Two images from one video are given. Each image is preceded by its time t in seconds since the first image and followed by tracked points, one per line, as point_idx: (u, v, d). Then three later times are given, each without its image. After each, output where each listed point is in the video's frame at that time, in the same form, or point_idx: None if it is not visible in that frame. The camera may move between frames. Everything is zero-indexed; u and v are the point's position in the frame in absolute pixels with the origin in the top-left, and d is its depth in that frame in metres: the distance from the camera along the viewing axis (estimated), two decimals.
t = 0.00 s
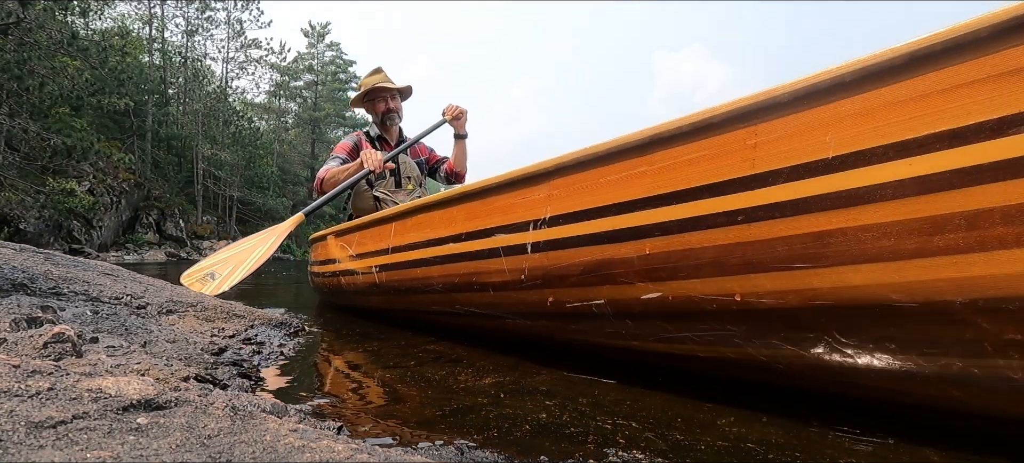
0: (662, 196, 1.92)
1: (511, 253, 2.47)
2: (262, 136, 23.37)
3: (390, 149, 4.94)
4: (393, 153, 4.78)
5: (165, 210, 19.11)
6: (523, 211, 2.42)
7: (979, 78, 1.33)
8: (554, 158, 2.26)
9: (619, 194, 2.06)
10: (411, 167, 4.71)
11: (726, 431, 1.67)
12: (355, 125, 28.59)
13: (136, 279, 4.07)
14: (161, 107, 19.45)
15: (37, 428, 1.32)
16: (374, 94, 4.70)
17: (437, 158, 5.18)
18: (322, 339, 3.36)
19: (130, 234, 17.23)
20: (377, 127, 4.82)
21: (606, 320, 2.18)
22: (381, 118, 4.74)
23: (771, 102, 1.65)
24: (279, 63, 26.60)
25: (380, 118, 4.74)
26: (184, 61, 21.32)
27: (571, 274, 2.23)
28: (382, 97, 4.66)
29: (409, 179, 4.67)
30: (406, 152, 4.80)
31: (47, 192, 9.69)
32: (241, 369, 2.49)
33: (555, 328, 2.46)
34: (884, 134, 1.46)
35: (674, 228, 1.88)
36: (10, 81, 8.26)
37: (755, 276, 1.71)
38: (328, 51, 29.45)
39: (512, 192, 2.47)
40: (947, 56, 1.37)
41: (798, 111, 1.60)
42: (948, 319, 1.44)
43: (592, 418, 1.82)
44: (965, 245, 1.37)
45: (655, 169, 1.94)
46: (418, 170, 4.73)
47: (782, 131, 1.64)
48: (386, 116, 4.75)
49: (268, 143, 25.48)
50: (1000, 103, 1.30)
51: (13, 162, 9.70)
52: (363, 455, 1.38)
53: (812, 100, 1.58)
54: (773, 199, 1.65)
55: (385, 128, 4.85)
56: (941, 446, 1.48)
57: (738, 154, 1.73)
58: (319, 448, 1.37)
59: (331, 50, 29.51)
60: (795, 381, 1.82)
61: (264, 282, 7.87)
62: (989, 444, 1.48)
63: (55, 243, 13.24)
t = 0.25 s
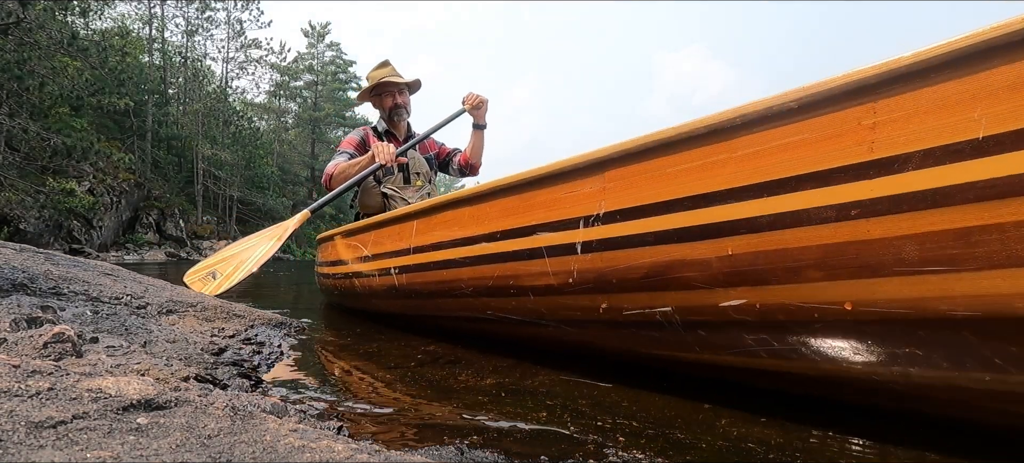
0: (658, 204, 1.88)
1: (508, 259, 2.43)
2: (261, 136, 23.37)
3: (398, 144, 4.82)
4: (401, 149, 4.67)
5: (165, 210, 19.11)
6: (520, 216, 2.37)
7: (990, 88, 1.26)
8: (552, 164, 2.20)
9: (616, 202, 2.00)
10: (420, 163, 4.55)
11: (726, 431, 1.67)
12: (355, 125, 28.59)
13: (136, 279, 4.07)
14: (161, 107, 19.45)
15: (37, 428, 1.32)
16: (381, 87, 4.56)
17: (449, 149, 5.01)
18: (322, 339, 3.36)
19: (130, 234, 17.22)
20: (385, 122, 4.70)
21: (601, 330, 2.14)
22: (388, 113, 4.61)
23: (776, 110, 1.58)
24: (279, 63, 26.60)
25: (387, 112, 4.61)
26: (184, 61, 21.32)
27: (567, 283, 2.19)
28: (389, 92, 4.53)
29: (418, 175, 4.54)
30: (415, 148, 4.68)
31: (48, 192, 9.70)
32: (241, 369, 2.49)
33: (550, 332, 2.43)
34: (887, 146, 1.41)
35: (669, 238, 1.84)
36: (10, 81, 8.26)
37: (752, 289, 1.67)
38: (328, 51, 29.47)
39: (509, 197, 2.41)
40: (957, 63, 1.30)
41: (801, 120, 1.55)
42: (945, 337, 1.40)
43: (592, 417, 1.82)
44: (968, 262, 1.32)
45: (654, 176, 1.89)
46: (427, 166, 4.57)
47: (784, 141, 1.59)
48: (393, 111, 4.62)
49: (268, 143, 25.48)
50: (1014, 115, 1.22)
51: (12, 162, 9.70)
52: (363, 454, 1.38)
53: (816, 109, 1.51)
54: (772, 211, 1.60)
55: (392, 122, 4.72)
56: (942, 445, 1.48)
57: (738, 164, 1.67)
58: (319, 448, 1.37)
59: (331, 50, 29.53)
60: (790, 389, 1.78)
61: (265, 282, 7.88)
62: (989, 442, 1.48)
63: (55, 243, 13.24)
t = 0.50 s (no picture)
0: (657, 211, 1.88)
1: (508, 263, 2.44)
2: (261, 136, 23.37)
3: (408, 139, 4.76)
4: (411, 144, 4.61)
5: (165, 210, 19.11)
6: (521, 222, 2.38)
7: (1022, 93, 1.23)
8: (553, 168, 2.20)
9: (615, 207, 2.01)
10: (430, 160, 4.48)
11: (726, 430, 1.67)
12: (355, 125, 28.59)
13: (136, 279, 4.07)
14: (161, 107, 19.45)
15: (37, 428, 1.32)
16: (390, 81, 4.51)
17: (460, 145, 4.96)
18: (321, 339, 3.36)
19: (130, 234, 17.22)
20: (394, 117, 4.65)
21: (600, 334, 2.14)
22: (398, 107, 4.55)
23: (776, 119, 1.59)
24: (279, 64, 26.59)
25: (396, 106, 4.55)
26: (184, 61, 21.32)
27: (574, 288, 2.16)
28: (399, 85, 4.48)
29: (427, 172, 4.48)
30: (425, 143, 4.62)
31: (47, 192, 9.70)
32: (241, 369, 2.49)
33: (549, 333, 2.42)
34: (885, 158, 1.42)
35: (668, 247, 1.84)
36: (10, 81, 8.26)
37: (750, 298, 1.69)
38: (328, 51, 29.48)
39: (511, 201, 2.42)
40: (956, 76, 1.31)
41: (801, 129, 1.55)
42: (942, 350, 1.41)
43: (592, 418, 1.82)
44: (964, 276, 1.33)
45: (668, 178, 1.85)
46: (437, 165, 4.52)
47: (807, 143, 1.55)
48: (403, 106, 4.55)
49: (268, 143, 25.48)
50: None
51: (12, 162, 9.70)
52: (363, 454, 1.38)
53: (817, 118, 1.52)
54: (770, 221, 1.61)
55: (402, 117, 4.67)
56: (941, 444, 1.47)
57: (736, 173, 1.68)
58: (319, 448, 1.37)
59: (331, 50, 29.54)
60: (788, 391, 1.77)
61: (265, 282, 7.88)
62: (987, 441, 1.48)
63: (55, 243, 13.24)
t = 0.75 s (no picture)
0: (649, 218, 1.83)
1: (499, 267, 2.40)
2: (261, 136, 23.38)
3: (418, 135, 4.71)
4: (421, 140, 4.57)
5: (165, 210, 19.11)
6: (515, 227, 2.34)
7: None
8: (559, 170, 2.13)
9: (610, 214, 1.95)
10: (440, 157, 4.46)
11: (726, 431, 1.66)
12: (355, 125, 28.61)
13: (136, 279, 4.07)
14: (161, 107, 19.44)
15: (37, 428, 1.32)
16: (403, 75, 4.48)
17: (472, 139, 4.93)
18: (321, 339, 3.36)
19: (130, 234, 17.22)
20: (405, 111, 4.61)
21: (596, 338, 2.12)
22: (409, 101, 4.52)
23: (772, 125, 1.54)
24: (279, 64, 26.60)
25: (408, 101, 4.51)
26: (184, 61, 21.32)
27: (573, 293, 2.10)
28: (411, 79, 4.45)
29: (438, 169, 4.45)
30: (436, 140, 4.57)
31: (48, 192, 9.71)
32: (241, 368, 2.49)
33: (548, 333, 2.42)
34: (882, 168, 1.36)
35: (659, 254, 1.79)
36: (10, 81, 8.26)
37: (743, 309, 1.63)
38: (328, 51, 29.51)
39: (505, 207, 2.39)
40: (957, 83, 1.26)
41: (796, 136, 1.50)
42: (940, 369, 1.35)
43: (592, 419, 1.82)
44: (975, 289, 1.26)
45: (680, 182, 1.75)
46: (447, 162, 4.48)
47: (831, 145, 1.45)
48: (415, 100, 4.50)
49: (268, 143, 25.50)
50: None
51: (12, 162, 9.70)
52: (363, 454, 1.38)
53: (813, 124, 1.47)
54: (763, 231, 1.55)
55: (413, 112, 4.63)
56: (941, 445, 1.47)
57: (729, 180, 1.62)
58: (319, 448, 1.37)
59: (331, 50, 29.56)
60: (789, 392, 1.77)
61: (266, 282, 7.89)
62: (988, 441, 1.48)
63: (55, 243, 13.24)
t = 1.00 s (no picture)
0: (654, 222, 1.83)
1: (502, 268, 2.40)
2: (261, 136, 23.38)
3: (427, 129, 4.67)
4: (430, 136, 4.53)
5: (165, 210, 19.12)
6: (520, 230, 2.34)
7: None
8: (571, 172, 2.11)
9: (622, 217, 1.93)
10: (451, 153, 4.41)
11: (726, 432, 1.66)
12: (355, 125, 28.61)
13: (136, 280, 4.07)
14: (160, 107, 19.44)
15: (37, 428, 1.32)
16: (415, 68, 4.42)
17: (484, 132, 4.88)
18: (321, 339, 3.36)
19: (130, 234, 17.22)
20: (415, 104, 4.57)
21: (596, 339, 2.12)
22: (420, 95, 4.47)
23: (775, 133, 1.53)
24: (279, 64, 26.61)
25: (419, 94, 4.46)
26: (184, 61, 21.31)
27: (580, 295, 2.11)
28: (423, 72, 4.39)
29: (449, 165, 4.41)
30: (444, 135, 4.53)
31: (48, 192, 9.71)
32: (241, 369, 2.49)
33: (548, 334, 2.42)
34: (885, 178, 1.35)
35: (664, 260, 1.79)
36: (10, 81, 8.26)
37: (748, 318, 1.63)
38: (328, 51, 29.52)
39: (511, 210, 2.39)
40: (974, 89, 1.23)
41: (806, 141, 1.48)
42: (943, 371, 1.35)
43: (592, 419, 1.82)
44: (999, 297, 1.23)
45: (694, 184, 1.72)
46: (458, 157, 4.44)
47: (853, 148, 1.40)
48: (427, 94, 4.44)
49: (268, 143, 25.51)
50: None
51: (12, 162, 9.70)
52: (363, 454, 1.38)
53: (816, 132, 1.45)
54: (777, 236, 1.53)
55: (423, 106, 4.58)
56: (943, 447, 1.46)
57: (748, 183, 1.59)
58: (319, 448, 1.37)
59: (331, 50, 29.57)
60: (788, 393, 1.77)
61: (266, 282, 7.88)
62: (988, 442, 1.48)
63: (55, 243, 13.23)
